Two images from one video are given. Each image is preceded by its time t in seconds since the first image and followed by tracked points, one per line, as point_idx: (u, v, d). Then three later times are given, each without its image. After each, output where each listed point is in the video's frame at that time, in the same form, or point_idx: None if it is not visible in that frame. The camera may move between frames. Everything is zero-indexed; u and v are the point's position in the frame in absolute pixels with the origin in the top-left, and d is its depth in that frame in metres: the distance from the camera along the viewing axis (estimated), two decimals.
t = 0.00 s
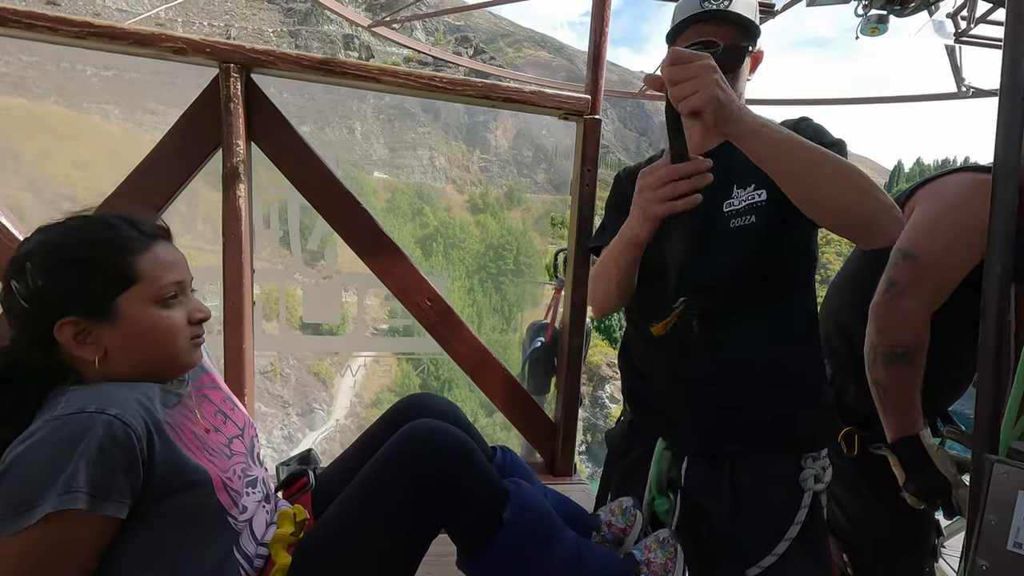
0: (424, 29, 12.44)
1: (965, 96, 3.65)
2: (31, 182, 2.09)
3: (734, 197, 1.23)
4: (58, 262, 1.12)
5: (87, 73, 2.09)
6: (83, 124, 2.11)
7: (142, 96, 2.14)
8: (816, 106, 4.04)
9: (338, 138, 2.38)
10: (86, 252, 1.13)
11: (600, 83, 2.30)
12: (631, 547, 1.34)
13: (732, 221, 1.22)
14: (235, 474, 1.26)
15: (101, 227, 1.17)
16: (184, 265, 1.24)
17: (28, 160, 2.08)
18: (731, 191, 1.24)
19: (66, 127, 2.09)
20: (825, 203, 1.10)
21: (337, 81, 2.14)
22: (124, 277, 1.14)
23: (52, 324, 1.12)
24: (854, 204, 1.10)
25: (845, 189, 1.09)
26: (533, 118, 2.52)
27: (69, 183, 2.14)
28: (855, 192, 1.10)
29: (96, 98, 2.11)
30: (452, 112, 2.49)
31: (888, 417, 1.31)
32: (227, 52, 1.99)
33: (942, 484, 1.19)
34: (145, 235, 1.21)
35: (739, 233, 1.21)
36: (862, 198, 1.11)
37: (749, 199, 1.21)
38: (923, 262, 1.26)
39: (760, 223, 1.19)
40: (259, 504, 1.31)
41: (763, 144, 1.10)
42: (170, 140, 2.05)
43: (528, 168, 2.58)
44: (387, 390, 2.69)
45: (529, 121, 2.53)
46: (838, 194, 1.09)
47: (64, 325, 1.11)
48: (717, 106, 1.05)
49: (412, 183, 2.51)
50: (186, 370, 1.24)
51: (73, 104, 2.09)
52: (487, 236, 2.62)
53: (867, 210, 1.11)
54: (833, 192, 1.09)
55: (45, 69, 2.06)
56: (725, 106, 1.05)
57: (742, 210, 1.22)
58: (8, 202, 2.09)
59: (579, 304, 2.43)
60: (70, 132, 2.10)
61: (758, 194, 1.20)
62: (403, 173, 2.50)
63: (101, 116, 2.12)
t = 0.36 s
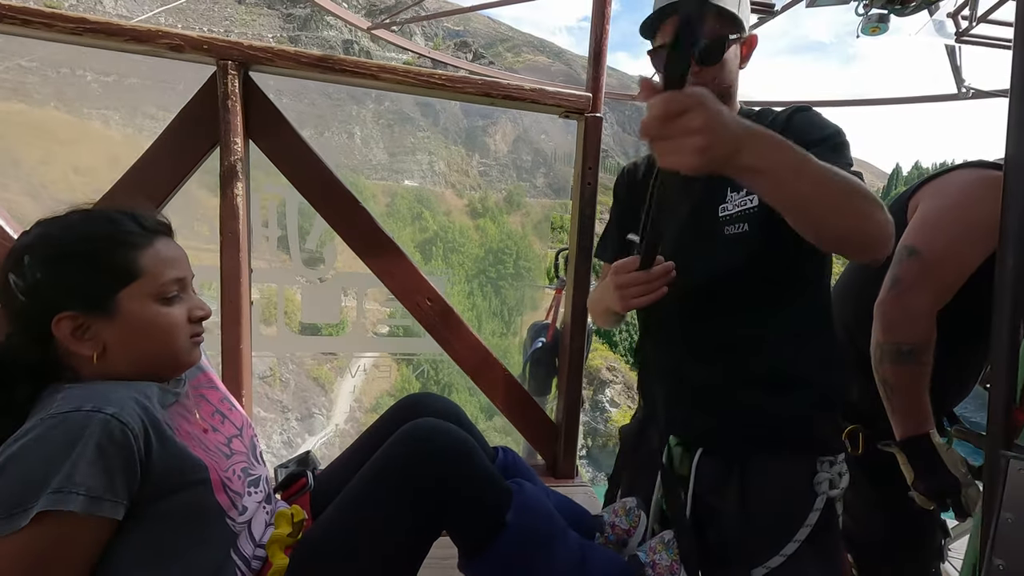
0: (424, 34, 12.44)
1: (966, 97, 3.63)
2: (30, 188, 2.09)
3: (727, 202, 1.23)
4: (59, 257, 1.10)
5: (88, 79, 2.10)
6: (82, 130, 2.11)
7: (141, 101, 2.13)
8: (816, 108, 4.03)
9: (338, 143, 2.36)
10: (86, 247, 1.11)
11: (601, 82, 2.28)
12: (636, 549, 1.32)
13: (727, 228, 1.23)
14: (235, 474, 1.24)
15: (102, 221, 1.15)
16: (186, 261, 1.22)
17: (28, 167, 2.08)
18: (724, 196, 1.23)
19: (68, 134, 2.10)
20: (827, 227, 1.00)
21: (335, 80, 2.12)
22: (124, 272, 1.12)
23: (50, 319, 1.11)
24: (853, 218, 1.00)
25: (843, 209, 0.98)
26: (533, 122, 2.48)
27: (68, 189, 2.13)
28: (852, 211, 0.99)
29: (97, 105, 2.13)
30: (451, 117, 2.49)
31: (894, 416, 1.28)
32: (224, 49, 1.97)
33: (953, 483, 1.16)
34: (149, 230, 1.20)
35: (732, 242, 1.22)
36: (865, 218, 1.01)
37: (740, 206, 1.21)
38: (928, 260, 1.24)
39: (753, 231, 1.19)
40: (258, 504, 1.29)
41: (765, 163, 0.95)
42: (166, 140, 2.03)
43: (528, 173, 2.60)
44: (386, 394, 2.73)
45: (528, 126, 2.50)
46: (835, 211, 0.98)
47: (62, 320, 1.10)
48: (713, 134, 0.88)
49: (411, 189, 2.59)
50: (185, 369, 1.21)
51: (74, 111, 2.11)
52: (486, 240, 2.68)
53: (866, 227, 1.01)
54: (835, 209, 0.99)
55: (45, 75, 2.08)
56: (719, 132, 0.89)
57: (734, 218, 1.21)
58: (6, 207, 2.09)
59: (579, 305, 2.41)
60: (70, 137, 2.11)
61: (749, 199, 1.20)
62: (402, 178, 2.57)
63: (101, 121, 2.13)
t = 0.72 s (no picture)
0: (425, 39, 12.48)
1: (966, 100, 3.63)
2: (33, 194, 2.10)
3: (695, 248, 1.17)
4: (60, 264, 1.10)
5: (91, 86, 2.11)
6: (86, 135, 2.12)
7: (143, 109, 2.14)
8: (816, 111, 4.03)
9: (339, 148, 2.38)
10: (88, 254, 1.11)
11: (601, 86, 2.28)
12: (638, 554, 1.39)
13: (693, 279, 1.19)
14: (236, 480, 1.24)
15: (105, 227, 1.15)
16: (191, 267, 1.23)
17: (31, 172, 2.09)
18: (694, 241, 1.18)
19: (71, 139, 2.11)
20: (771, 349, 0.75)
21: (336, 86, 2.12)
22: (126, 278, 1.12)
23: (51, 325, 1.11)
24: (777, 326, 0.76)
25: (757, 319, 0.75)
26: (532, 126, 2.43)
27: (71, 194, 2.14)
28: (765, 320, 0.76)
29: (101, 111, 2.14)
30: (452, 122, 2.46)
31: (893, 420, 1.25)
32: (227, 56, 1.98)
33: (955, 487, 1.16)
34: (155, 237, 1.20)
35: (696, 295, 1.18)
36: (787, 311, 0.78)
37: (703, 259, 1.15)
38: (929, 263, 1.24)
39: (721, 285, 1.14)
40: (259, 510, 1.29)
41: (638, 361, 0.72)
42: (168, 147, 2.03)
43: (529, 177, 2.57)
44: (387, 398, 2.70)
45: (529, 130, 2.46)
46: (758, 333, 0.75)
47: (64, 326, 1.10)
48: (500, 434, 0.67)
49: (412, 193, 2.61)
50: (187, 376, 1.22)
51: (77, 117, 2.12)
52: (487, 244, 2.68)
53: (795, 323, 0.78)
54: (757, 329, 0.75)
55: (48, 81, 2.07)
56: (516, 418, 0.68)
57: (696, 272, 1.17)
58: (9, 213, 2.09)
59: (580, 309, 2.41)
60: (74, 144, 2.12)
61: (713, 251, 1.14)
62: (403, 182, 2.60)
63: (105, 127, 2.14)
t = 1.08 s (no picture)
0: (429, 43, 12.51)
1: (971, 102, 3.63)
2: (41, 200, 2.11)
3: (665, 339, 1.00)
4: (73, 270, 1.12)
5: (97, 91, 2.13)
6: (93, 142, 2.14)
7: (150, 113, 2.17)
8: (821, 113, 4.03)
9: (344, 152, 2.37)
10: (100, 260, 1.12)
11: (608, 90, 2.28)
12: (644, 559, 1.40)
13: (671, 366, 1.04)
14: (245, 483, 1.25)
15: (119, 234, 1.16)
16: (207, 276, 1.23)
17: (38, 178, 2.10)
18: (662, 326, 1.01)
19: (79, 146, 2.13)
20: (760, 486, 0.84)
21: (342, 91, 2.13)
22: (138, 286, 1.13)
23: (59, 329, 1.13)
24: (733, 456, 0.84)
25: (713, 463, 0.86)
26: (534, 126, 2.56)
27: (77, 199, 2.14)
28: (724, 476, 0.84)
29: (106, 116, 2.16)
30: (455, 126, 2.51)
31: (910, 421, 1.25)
32: (234, 61, 1.99)
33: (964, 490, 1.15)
34: (172, 245, 1.21)
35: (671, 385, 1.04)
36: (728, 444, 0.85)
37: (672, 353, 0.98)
38: (935, 264, 1.23)
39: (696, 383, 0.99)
40: (265, 513, 1.29)
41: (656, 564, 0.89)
42: (173, 151, 2.04)
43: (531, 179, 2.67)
44: (392, 403, 2.73)
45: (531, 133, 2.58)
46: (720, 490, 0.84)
47: (70, 329, 1.11)
48: None
49: (416, 197, 2.58)
50: (193, 387, 1.22)
51: (83, 122, 2.14)
52: (491, 247, 2.68)
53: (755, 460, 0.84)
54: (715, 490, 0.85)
55: (56, 87, 2.09)
56: None
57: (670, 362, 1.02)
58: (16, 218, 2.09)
59: (587, 313, 2.41)
60: (81, 149, 2.14)
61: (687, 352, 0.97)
62: (406, 186, 2.57)
63: (111, 133, 2.16)
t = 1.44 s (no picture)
0: (438, 44, 12.55)
1: (987, 100, 3.60)
2: (56, 202, 2.12)
3: (725, 329, 1.01)
4: (107, 270, 1.13)
5: (110, 94, 2.15)
6: (108, 145, 2.17)
7: (161, 117, 2.20)
8: (834, 112, 4.00)
9: (353, 153, 2.40)
10: (131, 261, 1.14)
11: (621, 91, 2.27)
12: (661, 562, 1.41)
13: (719, 353, 1.04)
14: (264, 481, 1.26)
15: (149, 236, 1.19)
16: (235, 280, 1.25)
17: (53, 180, 2.12)
18: (724, 311, 1.01)
19: (93, 148, 2.16)
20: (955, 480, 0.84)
21: (355, 93, 2.15)
22: (166, 288, 1.15)
23: (89, 329, 1.14)
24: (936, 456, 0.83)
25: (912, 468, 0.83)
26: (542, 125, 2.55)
27: (93, 201, 2.17)
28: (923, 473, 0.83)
29: (120, 119, 2.18)
30: (464, 127, 2.52)
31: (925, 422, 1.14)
32: (249, 64, 2.01)
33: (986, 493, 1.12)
34: (201, 248, 1.23)
35: (733, 371, 1.04)
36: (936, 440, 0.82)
37: (737, 340, 0.99)
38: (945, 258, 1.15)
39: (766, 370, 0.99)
40: (284, 511, 1.31)
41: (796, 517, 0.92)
42: (189, 154, 2.06)
43: (541, 181, 2.65)
44: (401, 403, 2.77)
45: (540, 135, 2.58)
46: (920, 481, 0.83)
47: (100, 329, 1.13)
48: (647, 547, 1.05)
49: (425, 198, 2.63)
50: (215, 389, 1.23)
51: (97, 125, 2.16)
52: (499, 248, 2.71)
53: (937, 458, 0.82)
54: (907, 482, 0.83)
55: (69, 91, 2.12)
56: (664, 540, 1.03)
57: (727, 350, 1.02)
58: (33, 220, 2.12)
59: (598, 313, 2.41)
60: (95, 151, 2.16)
61: (751, 337, 0.97)
62: (416, 188, 2.60)
63: (123, 135, 2.19)
